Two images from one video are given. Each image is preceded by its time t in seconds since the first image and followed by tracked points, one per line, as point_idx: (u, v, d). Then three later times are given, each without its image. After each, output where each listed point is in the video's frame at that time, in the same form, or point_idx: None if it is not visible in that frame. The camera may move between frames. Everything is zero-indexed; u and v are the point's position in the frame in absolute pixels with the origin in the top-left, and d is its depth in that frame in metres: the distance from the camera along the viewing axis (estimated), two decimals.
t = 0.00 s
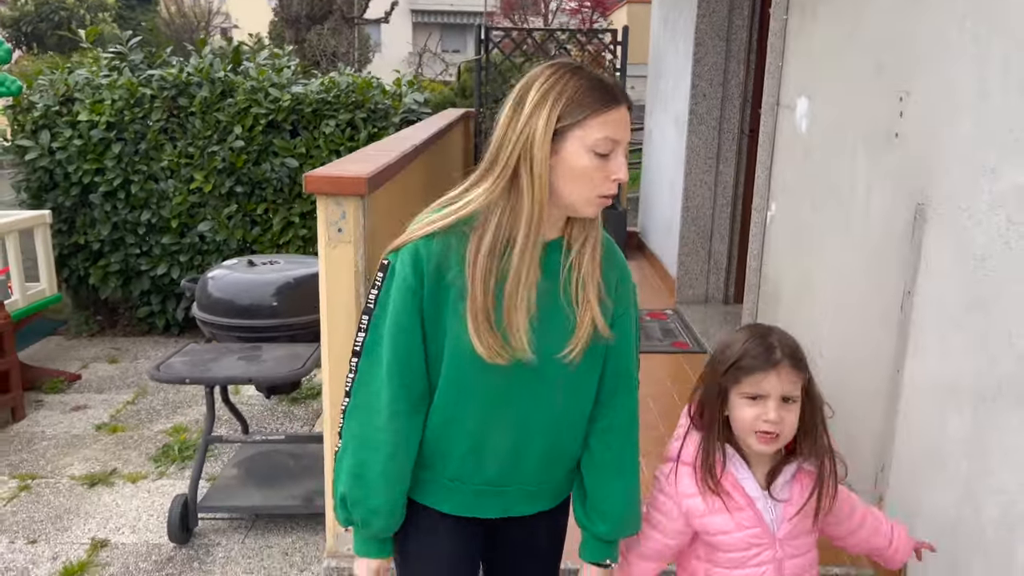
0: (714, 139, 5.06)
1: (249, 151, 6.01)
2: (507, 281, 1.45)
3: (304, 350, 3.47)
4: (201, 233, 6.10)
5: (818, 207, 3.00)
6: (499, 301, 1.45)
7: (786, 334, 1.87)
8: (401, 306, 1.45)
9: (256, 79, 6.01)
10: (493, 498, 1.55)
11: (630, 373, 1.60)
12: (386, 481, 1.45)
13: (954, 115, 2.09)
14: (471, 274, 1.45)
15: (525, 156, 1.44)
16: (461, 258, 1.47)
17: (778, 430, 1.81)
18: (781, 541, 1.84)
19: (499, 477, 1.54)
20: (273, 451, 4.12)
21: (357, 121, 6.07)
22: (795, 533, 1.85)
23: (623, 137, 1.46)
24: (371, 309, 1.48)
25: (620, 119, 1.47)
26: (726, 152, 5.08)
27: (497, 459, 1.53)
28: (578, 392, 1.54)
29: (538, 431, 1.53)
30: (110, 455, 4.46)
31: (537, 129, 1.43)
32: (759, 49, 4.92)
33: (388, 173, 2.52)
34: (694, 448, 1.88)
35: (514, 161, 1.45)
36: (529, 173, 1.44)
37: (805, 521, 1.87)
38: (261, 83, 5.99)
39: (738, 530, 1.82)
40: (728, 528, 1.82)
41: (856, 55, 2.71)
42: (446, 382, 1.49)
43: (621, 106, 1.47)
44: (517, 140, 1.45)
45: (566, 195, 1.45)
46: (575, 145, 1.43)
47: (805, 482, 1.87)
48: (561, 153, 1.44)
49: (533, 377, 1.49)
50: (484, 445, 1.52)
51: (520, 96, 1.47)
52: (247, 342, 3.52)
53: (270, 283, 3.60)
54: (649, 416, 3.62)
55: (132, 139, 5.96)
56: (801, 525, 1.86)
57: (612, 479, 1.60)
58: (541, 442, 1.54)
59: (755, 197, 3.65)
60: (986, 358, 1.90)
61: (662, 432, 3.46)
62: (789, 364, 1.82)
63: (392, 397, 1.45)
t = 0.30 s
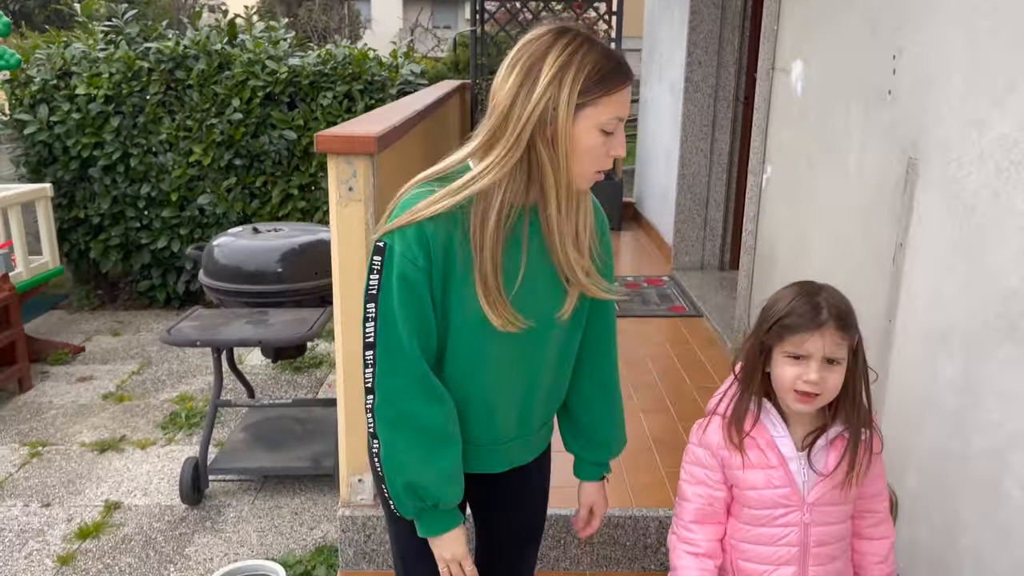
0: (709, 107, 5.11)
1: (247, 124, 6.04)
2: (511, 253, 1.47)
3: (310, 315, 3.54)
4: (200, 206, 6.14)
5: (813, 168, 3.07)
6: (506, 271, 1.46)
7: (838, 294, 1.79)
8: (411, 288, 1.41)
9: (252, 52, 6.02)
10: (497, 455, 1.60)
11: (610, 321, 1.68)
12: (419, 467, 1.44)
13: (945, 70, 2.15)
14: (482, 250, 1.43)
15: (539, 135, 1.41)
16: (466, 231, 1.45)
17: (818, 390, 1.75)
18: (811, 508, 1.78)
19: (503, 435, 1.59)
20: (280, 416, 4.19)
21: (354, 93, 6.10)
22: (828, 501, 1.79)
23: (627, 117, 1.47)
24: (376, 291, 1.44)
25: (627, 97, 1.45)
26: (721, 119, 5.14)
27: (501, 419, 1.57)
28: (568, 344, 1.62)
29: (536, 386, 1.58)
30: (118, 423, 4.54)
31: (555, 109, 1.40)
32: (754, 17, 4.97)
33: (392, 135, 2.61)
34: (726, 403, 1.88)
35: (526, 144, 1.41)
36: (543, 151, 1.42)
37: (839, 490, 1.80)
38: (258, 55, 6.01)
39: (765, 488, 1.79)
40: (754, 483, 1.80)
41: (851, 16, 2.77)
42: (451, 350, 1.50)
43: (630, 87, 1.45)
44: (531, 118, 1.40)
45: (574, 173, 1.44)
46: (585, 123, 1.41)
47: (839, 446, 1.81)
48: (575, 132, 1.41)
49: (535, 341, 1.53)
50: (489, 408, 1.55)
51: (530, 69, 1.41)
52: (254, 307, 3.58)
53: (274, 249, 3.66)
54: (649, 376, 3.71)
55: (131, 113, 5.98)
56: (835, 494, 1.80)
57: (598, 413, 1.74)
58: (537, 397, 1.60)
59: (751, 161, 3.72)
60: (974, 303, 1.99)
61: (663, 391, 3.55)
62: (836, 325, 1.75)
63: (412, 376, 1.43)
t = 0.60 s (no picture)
0: (700, 93, 5.17)
1: (242, 112, 6.07)
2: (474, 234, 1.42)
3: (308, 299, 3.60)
4: (196, 194, 6.18)
5: (801, 151, 3.14)
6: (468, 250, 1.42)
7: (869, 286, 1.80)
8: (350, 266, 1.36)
9: (247, 40, 6.05)
10: (453, 439, 1.54)
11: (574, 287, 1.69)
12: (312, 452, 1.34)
13: (927, 53, 2.22)
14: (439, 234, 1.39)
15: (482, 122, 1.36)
16: (421, 211, 1.40)
17: (841, 381, 1.77)
18: (821, 498, 1.83)
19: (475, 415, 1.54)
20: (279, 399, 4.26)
21: (348, 80, 6.14)
22: (838, 494, 1.83)
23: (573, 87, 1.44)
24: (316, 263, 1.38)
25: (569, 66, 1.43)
26: (712, 105, 5.20)
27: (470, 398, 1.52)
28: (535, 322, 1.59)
29: (507, 363, 1.54)
30: (118, 408, 4.59)
31: (500, 89, 1.36)
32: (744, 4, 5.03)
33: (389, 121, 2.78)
34: (759, 392, 1.93)
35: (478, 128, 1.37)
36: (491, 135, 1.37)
37: (852, 484, 1.83)
38: (252, 43, 6.04)
39: (777, 473, 1.85)
40: (767, 467, 1.86)
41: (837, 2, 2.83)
42: (409, 331, 1.45)
43: (570, 58, 1.43)
44: (479, 105, 1.36)
45: (525, 154, 1.40)
46: (532, 98, 1.38)
47: (859, 438, 1.84)
48: (521, 112, 1.38)
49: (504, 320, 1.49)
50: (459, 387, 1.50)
51: (472, 55, 1.38)
52: (253, 291, 3.64)
53: (272, 234, 3.71)
54: (642, 357, 3.78)
55: (126, 101, 6.01)
56: (848, 488, 1.83)
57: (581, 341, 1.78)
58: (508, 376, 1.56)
59: (741, 145, 3.79)
60: (955, 279, 2.06)
61: (656, 371, 3.62)
62: (863, 316, 1.75)
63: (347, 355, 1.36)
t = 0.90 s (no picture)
0: (697, 87, 5.18)
1: (240, 107, 6.08)
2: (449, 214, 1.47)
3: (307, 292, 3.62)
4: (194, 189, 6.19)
5: (797, 143, 3.16)
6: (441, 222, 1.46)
7: (852, 309, 1.80)
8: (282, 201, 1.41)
9: (244, 34, 6.05)
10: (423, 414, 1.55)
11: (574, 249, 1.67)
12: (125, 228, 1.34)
13: (921, 46, 2.24)
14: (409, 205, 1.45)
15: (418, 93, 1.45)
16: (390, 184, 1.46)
17: (820, 405, 1.78)
18: (814, 519, 1.84)
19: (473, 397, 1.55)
20: (278, 393, 4.27)
21: (346, 75, 6.13)
22: (830, 515, 1.84)
23: (513, 34, 1.46)
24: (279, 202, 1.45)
25: (509, 19, 1.46)
26: (709, 99, 5.22)
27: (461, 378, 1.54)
28: (536, 302, 1.58)
29: (501, 345, 1.55)
30: (118, 402, 4.61)
31: (431, 50, 1.43)
32: None
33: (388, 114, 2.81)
34: (745, 410, 1.96)
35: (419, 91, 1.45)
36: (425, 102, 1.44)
37: (844, 504, 1.84)
38: (249, 38, 6.04)
39: (768, 493, 1.86)
40: (758, 488, 1.87)
41: None
42: (385, 299, 1.49)
43: (505, 5, 1.46)
44: (418, 73, 1.44)
45: (466, 109, 1.45)
46: (465, 53, 1.44)
47: (852, 461, 1.86)
48: (455, 69, 1.44)
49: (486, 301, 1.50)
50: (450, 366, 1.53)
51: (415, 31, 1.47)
52: (253, 285, 3.66)
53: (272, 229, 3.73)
54: (639, 349, 3.81)
55: (124, 96, 6.02)
56: (840, 508, 1.84)
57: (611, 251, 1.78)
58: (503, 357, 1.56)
59: (737, 138, 3.80)
60: (949, 268, 2.08)
61: (653, 362, 3.66)
62: (841, 340, 1.76)
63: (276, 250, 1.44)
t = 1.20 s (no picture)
0: (698, 86, 5.17)
1: (241, 106, 6.08)
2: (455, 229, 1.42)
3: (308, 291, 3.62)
4: (195, 188, 6.20)
5: (797, 142, 3.16)
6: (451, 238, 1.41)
7: (774, 418, 1.71)
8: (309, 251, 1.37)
9: (246, 34, 6.06)
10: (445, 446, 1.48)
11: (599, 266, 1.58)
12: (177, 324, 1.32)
13: (921, 45, 2.24)
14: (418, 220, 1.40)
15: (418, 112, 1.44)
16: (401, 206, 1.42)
17: (744, 521, 1.70)
18: None
19: (495, 425, 1.48)
20: (279, 392, 4.28)
21: (347, 74, 6.14)
22: None
23: (512, 41, 1.43)
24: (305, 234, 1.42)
25: (509, 27, 1.44)
26: (710, 99, 5.21)
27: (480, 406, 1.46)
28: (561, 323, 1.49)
29: (520, 371, 1.47)
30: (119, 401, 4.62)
31: (432, 67, 1.42)
32: None
33: (387, 113, 2.82)
34: (683, 503, 1.89)
35: (419, 106, 1.44)
36: (423, 122, 1.43)
37: None
38: (251, 38, 6.04)
39: None
40: None
41: None
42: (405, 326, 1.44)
43: (500, 14, 1.44)
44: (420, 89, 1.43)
45: (469, 120, 1.43)
46: (464, 65, 1.42)
47: (792, 565, 1.79)
48: (455, 81, 1.43)
49: (498, 322, 1.43)
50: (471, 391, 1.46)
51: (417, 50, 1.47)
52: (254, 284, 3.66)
53: (273, 228, 3.73)
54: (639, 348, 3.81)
55: (125, 96, 6.03)
56: None
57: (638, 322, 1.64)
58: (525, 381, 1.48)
59: (737, 137, 3.80)
60: (950, 267, 2.07)
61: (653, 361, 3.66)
62: (756, 461, 1.67)
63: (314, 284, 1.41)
